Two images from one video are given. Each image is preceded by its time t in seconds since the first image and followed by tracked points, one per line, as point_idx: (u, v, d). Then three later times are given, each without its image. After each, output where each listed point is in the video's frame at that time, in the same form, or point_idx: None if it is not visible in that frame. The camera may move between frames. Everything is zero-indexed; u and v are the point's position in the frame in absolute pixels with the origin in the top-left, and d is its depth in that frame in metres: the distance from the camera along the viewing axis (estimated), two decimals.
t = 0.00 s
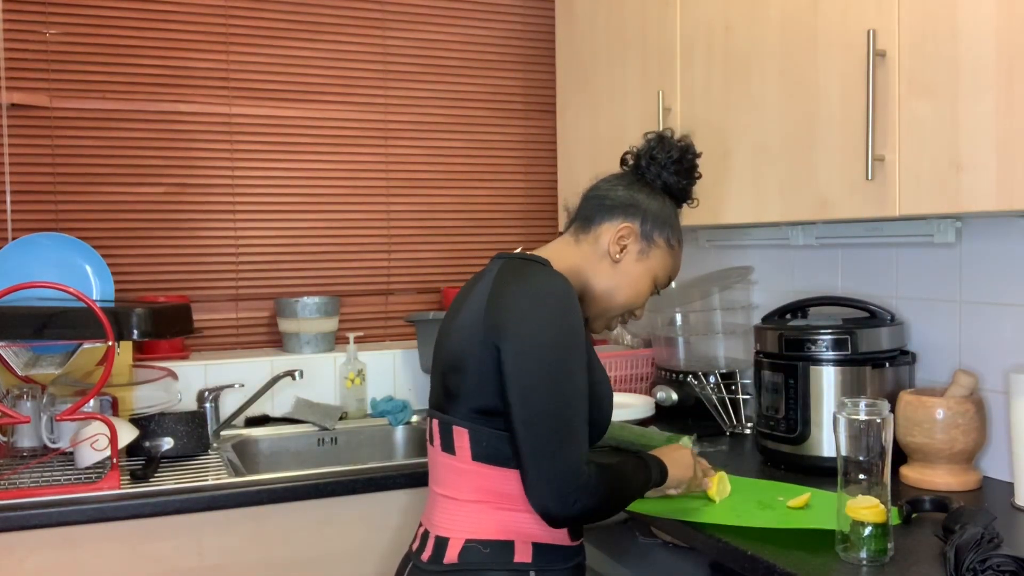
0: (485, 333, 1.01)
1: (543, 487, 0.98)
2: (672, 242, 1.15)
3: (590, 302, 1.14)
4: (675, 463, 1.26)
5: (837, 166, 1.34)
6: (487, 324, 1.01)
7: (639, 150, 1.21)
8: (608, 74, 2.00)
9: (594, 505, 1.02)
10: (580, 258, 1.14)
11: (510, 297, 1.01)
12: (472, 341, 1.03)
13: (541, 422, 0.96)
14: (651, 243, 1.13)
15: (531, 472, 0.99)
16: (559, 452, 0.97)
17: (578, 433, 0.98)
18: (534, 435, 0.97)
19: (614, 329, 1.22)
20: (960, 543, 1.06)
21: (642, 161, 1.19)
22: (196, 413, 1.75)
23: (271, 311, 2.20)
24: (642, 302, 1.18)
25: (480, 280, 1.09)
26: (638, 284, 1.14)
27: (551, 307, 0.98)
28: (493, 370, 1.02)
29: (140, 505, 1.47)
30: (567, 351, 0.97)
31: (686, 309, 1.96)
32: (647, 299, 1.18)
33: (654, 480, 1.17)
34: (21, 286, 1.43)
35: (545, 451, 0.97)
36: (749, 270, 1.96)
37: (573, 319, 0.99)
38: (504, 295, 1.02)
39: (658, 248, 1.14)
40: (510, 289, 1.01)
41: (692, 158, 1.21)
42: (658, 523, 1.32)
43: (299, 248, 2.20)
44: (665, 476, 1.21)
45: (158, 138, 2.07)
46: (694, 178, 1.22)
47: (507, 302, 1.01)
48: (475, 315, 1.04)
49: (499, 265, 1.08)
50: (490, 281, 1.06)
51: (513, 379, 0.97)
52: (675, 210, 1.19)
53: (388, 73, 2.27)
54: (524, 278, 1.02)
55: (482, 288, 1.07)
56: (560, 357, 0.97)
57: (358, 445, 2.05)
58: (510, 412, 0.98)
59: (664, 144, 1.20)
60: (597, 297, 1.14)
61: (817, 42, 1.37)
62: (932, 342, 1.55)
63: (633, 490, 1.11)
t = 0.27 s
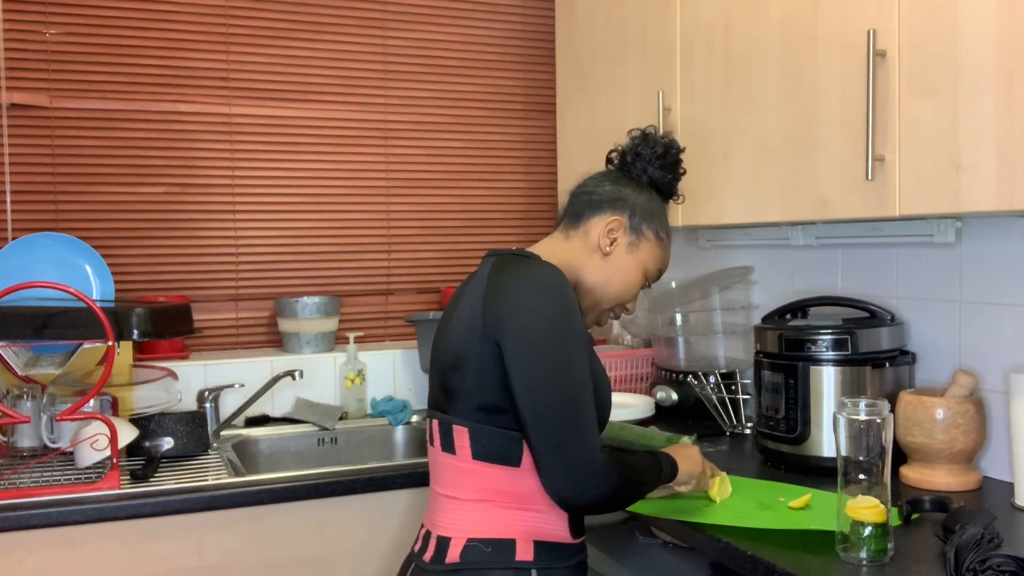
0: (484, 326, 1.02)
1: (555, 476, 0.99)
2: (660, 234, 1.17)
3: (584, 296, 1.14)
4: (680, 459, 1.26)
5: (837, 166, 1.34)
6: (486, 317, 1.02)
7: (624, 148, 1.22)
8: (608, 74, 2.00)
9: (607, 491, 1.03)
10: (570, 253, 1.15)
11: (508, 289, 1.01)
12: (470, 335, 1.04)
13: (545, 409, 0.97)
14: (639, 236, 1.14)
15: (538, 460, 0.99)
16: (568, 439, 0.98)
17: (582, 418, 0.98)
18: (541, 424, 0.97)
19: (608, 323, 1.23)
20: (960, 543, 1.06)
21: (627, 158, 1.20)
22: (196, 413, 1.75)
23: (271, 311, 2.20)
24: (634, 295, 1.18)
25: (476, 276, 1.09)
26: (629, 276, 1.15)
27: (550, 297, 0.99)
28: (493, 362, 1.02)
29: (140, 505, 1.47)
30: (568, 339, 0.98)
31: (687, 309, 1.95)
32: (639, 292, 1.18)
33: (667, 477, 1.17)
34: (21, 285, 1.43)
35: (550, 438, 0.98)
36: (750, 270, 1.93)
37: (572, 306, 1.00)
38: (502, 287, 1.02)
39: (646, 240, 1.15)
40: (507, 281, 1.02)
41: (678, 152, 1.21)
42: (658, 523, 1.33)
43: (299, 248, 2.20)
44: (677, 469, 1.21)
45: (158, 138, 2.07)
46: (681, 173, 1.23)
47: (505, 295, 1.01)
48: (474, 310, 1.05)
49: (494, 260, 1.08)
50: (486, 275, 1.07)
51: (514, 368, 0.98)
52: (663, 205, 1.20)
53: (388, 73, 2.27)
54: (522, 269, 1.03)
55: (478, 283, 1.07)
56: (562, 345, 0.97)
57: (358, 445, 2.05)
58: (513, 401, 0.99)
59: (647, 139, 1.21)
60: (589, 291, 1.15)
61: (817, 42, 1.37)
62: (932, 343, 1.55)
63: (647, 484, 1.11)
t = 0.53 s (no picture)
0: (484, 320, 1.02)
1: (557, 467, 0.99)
2: (651, 230, 1.17)
3: (580, 295, 1.15)
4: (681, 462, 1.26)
5: (837, 165, 1.34)
6: (486, 311, 1.03)
7: (608, 149, 1.23)
8: (608, 74, 2.00)
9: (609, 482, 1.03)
10: (563, 252, 1.15)
11: (508, 282, 1.02)
12: (471, 330, 1.04)
13: (545, 399, 0.97)
14: (631, 233, 1.14)
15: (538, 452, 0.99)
16: (569, 430, 0.98)
17: (582, 410, 0.99)
18: (541, 414, 0.98)
19: (605, 320, 1.23)
20: (960, 543, 1.06)
21: (612, 158, 1.21)
22: (196, 413, 1.75)
23: (271, 311, 2.20)
24: (629, 291, 1.18)
25: (476, 273, 1.10)
26: (623, 273, 1.15)
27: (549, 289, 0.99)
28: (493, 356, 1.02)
29: (140, 505, 1.47)
30: (568, 330, 0.98)
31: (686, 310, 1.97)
32: (634, 288, 1.19)
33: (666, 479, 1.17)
34: (21, 286, 1.43)
35: (550, 428, 0.98)
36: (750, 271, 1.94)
37: (572, 299, 1.00)
38: (501, 281, 1.03)
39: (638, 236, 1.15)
40: (507, 275, 1.03)
41: (662, 150, 1.22)
42: (657, 523, 1.33)
43: (299, 248, 2.20)
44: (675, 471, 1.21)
45: (158, 138, 2.07)
46: (666, 170, 1.23)
47: (504, 289, 1.02)
48: (474, 306, 1.05)
49: (493, 257, 1.09)
50: (486, 272, 1.07)
51: (514, 360, 0.98)
52: (652, 202, 1.20)
53: (388, 73, 2.27)
54: (521, 263, 1.04)
55: (478, 280, 1.08)
56: (562, 336, 0.98)
57: (358, 445, 2.05)
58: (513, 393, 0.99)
59: (630, 139, 1.21)
60: (584, 289, 1.15)
61: (817, 42, 1.37)
62: (932, 343, 1.55)
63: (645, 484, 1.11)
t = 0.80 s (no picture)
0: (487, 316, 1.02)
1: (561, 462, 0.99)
2: (647, 225, 1.17)
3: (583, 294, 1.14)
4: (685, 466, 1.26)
5: (837, 165, 1.34)
6: (488, 308, 1.03)
7: (598, 150, 1.25)
8: (608, 73, 2.00)
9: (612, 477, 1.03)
10: (561, 252, 1.15)
11: (510, 279, 1.02)
12: (472, 327, 1.04)
13: (547, 393, 0.97)
14: (628, 228, 1.15)
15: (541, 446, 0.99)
16: (572, 424, 0.98)
17: (585, 404, 0.98)
18: (543, 409, 0.97)
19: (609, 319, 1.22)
20: (960, 543, 1.06)
21: (602, 158, 1.22)
22: (196, 413, 1.75)
23: (271, 311, 2.20)
24: (631, 287, 1.18)
25: (476, 272, 1.10)
26: (624, 268, 1.15)
27: (550, 284, 0.99)
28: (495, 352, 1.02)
29: (140, 505, 1.47)
30: (569, 324, 0.98)
31: (686, 309, 1.94)
32: (635, 284, 1.18)
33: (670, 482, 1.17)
34: (21, 286, 1.43)
35: (553, 423, 0.97)
36: (750, 271, 1.93)
37: (574, 294, 1.00)
38: (503, 278, 1.03)
39: (635, 231, 1.15)
40: (509, 272, 1.03)
41: (649, 148, 1.24)
42: (658, 523, 1.33)
43: (299, 248, 2.20)
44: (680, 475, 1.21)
45: (159, 138, 2.07)
46: (655, 167, 1.25)
47: (506, 286, 1.02)
48: (475, 304, 1.05)
49: (493, 256, 1.09)
50: (487, 270, 1.08)
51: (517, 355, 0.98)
52: (645, 198, 1.21)
53: (388, 73, 2.27)
54: (523, 259, 1.04)
55: (479, 278, 1.08)
56: (564, 330, 0.98)
57: (358, 445, 2.05)
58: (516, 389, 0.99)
59: (619, 139, 1.23)
60: (585, 288, 1.15)
61: (817, 42, 1.37)
62: (932, 343, 1.55)
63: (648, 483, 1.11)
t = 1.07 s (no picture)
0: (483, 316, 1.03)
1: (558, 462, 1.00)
2: (642, 215, 1.17)
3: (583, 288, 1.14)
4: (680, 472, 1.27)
5: (837, 165, 1.34)
6: (484, 307, 1.03)
7: (587, 147, 1.26)
8: (608, 73, 2.00)
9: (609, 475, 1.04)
10: (559, 248, 1.15)
11: (506, 278, 1.02)
12: (469, 326, 1.04)
13: (543, 394, 0.97)
14: (622, 219, 1.15)
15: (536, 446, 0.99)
16: (569, 424, 0.98)
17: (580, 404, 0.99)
18: (539, 409, 0.98)
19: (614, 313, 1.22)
20: (960, 543, 1.06)
21: (592, 154, 1.23)
22: (196, 413, 1.75)
23: (271, 311, 2.20)
24: (632, 279, 1.18)
25: (474, 270, 1.10)
26: (623, 260, 1.14)
27: (548, 284, 0.99)
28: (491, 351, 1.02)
29: (140, 505, 1.47)
30: (567, 324, 0.99)
31: (686, 309, 1.95)
32: (636, 275, 1.18)
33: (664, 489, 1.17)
34: (22, 286, 1.43)
35: (548, 422, 0.98)
36: (750, 270, 1.92)
37: (570, 294, 1.00)
38: (499, 278, 1.03)
39: (631, 222, 1.16)
40: (505, 270, 1.03)
41: (639, 139, 1.25)
42: (658, 523, 1.33)
43: (299, 248, 2.20)
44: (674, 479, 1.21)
45: (159, 138, 2.07)
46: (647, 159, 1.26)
47: (502, 285, 1.02)
48: (472, 302, 1.05)
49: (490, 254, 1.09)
50: (484, 268, 1.08)
51: (513, 355, 0.98)
52: (638, 189, 1.21)
53: (388, 73, 2.27)
54: (519, 259, 1.04)
55: (476, 276, 1.08)
56: (559, 331, 0.98)
57: (358, 445, 2.05)
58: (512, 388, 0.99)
59: (607, 134, 1.24)
60: (585, 282, 1.14)
61: (817, 42, 1.37)
62: (932, 343, 1.55)
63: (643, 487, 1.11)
